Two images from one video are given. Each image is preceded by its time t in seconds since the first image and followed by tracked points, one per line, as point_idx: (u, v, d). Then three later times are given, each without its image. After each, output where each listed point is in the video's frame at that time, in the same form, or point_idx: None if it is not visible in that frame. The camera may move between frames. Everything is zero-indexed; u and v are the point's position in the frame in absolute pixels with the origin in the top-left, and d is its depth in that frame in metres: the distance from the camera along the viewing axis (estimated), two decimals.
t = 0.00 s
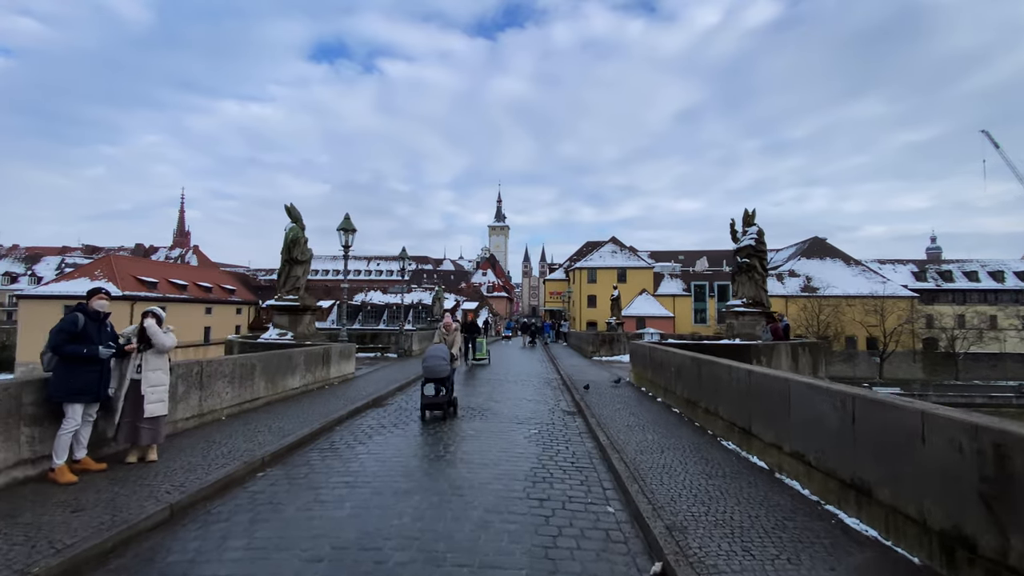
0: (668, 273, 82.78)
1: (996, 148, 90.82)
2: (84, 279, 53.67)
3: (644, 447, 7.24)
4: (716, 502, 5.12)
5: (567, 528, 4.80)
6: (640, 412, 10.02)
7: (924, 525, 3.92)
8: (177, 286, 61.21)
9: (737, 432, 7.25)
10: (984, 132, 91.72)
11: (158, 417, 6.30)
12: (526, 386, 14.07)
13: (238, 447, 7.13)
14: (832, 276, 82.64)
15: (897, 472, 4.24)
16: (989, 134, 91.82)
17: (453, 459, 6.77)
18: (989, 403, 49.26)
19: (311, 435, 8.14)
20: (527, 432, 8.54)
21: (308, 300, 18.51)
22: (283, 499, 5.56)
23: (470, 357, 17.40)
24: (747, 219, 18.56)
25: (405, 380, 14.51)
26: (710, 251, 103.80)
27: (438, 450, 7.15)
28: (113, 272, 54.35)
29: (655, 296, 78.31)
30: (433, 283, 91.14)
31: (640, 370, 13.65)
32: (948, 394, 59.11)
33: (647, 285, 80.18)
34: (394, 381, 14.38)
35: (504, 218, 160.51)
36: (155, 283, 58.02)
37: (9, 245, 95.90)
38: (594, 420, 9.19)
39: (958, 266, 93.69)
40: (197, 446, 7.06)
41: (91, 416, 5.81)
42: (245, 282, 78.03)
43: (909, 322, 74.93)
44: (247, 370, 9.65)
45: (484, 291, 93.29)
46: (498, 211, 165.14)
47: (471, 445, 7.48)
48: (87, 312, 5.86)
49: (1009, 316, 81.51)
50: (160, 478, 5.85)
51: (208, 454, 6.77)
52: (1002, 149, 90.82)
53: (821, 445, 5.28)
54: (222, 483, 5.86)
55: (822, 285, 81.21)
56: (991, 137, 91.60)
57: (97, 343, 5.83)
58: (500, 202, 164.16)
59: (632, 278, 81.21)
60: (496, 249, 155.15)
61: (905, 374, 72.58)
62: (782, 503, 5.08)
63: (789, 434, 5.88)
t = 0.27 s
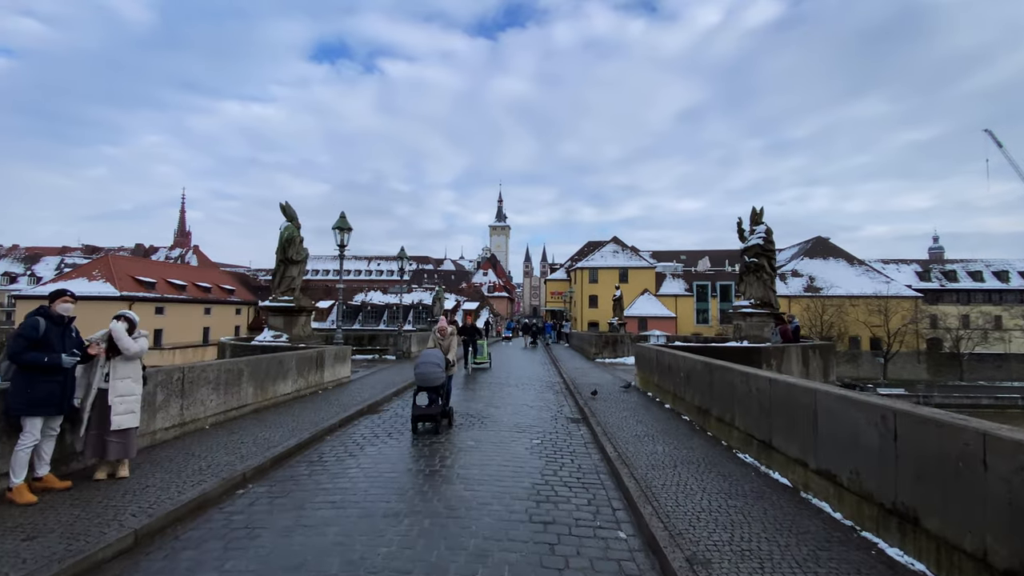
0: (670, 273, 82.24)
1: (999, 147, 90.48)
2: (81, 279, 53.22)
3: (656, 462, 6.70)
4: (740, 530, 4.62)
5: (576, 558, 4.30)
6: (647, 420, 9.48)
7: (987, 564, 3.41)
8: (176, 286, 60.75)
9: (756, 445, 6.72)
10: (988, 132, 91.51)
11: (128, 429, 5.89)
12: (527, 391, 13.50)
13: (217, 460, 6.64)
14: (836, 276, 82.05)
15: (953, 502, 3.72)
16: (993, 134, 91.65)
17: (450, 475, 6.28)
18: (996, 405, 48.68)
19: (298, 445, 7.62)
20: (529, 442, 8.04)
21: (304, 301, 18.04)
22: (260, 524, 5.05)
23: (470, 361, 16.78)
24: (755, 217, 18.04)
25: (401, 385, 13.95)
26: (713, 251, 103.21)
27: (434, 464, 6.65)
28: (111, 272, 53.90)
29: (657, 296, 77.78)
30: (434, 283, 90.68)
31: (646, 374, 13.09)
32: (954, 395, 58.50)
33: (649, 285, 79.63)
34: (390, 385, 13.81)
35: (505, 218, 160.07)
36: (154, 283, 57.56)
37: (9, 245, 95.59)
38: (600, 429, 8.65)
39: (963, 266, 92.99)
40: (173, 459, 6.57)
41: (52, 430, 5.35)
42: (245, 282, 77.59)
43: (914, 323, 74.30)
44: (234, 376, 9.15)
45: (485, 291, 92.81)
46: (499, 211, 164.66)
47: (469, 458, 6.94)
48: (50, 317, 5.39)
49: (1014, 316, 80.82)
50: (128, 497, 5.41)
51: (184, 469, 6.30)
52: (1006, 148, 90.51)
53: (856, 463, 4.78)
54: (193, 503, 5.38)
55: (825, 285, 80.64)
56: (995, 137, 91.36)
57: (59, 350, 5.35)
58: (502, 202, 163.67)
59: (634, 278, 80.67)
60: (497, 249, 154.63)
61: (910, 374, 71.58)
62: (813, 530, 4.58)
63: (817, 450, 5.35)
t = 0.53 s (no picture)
0: (672, 272, 81.69)
1: (1003, 145, 89.93)
2: (79, 278, 52.72)
3: (667, 469, 6.19)
4: (767, 550, 4.13)
5: None
6: (655, 422, 8.97)
7: None
8: (174, 286, 60.27)
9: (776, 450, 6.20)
10: (991, 130, 90.92)
11: (92, 434, 5.43)
12: (528, 393, 12.96)
13: (192, 468, 6.13)
14: (839, 275, 81.48)
15: (1015, 523, 3.20)
16: (996, 132, 91.04)
17: (443, 484, 5.77)
18: (1003, 405, 48.11)
19: (283, 452, 7.08)
20: (529, 448, 7.53)
21: (298, 300, 17.53)
22: (230, 541, 4.55)
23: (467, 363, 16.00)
24: (762, 212, 17.53)
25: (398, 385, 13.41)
26: (715, 250, 102.63)
27: (427, 472, 6.16)
28: (108, 271, 53.41)
29: (659, 296, 77.26)
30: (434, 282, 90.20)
31: (652, 374, 12.56)
32: (960, 395, 57.88)
33: (651, 284, 79.09)
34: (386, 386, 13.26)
35: (506, 218, 159.70)
36: (152, 283, 57.06)
37: (8, 245, 95.21)
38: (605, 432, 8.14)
39: (966, 265, 92.34)
40: (143, 468, 6.06)
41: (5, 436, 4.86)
42: (244, 282, 77.12)
43: (918, 322, 73.73)
44: (217, 377, 8.63)
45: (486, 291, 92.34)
46: (500, 211, 164.17)
47: (465, 466, 6.42)
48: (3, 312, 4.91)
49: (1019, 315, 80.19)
50: (88, 510, 4.92)
51: (154, 479, 5.79)
52: (1009, 146, 89.97)
53: (897, 474, 4.27)
54: (158, 518, 4.88)
55: (828, 284, 80.08)
56: (999, 135, 90.78)
57: (13, 349, 4.87)
58: (502, 201, 163.18)
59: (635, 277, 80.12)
60: (498, 249, 154.11)
61: (914, 374, 70.94)
62: (848, 552, 4.09)
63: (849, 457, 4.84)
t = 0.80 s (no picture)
0: (673, 272, 81.14)
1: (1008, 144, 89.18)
2: (76, 278, 52.27)
3: (680, 488, 5.67)
4: None
5: None
6: (663, 431, 8.45)
7: None
8: (172, 286, 59.82)
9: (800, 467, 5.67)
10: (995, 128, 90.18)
11: (50, 450, 4.95)
12: (529, 397, 12.44)
13: (162, 486, 5.66)
14: (842, 275, 80.87)
15: None
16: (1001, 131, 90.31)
17: (434, 506, 5.25)
18: (1009, 407, 47.53)
19: (265, 466, 6.59)
20: (529, 460, 7.02)
21: (292, 301, 17.05)
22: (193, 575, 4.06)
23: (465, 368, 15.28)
24: (770, 210, 17.00)
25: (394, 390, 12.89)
26: (716, 250, 102.09)
27: (417, 491, 5.63)
28: (105, 271, 52.96)
29: (660, 296, 76.74)
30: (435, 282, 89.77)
31: (657, 379, 12.01)
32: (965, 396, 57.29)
33: (652, 284, 78.57)
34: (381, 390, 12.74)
35: (507, 218, 159.32)
36: (149, 283, 56.60)
37: (7, 245, 94.84)
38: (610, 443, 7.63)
39: (971, 264, 91.62)
40: (108, 487, 5.58)
41: None
42: (243, 282, 76.70)
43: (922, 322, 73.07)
44: (198, 385, 8.14)
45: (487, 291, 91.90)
46: (500, 210, 163.67)
47: (459, 484, 5.90)
48: None
49: None
50: (39, 537, 4.43)
51: (117, 499, 5.31)
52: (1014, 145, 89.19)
53: (947, 502, 3.74)
54: (116, 546, 4.39)
55: (832, 284, 79.48)
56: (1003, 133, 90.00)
57: None
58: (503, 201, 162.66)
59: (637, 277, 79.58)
60: (498, 249, 153.56)
61: (917, 375, 70.11)
62: None
63: (891, 481, 4.28)
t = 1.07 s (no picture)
0: (675, 272, 80.63)
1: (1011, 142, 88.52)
2: (72, 277, 51.78)
3: (697, 501, 5.15)
4: None
5: None
6: (674, 435, 7.91)
7: None
8: (171, 285, 59.36)
9: (834, 477, 5.11)
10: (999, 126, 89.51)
11: (4, 457, 4.45)
12: (530, 399, 11.91)
13: (130, 497, 5.19)
14: (845, 274, 80.31)
15: None
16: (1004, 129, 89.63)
17: (426, 520, 4.77)
18: (1016, 407, 46.99)
19: (245, 473, 6.08)
20: (531, 467, 6.52)
21: (286, 299, 16.54)
22: None
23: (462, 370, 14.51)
24: (779, 205, 16.49)
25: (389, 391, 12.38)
26: (718, 250, 101.57)
27: (409, 503, 5.15)
28: (102, 270, 52.45)
29: (662, 295, 76.23)
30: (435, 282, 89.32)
31: (664, 379, 11.47)
32: (970, 396, 56.70)
33: (654, 284, 78.07)
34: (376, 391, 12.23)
35: (508, 217, 158.84)
36: (147, 282, 56.12)
37: (6, 244, 94.42)
38: (618, 448, 7.10)
39: (975, 263, 91.04)
40: (70, 498, 5.10)
41: None
42: (243, 281, 76.25)
43: (926, 322, 72.49)
44: (178, 386, 7.64)
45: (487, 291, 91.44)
46: (501, 210, 163.26)
47: (454, 495, 5.37)
48: None
49: None
50: None
51: (77, 512, 4.83)
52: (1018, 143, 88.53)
53: (1013, 520, 3.26)
54: (67, 568, 3.91)
55: (835, 283, 78.95)
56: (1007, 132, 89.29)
57: None
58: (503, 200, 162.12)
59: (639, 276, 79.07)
60: (499, 249, 153.13)
61: (921, 375, 69.27)
62: None
63: (952, 496, 3.71)
